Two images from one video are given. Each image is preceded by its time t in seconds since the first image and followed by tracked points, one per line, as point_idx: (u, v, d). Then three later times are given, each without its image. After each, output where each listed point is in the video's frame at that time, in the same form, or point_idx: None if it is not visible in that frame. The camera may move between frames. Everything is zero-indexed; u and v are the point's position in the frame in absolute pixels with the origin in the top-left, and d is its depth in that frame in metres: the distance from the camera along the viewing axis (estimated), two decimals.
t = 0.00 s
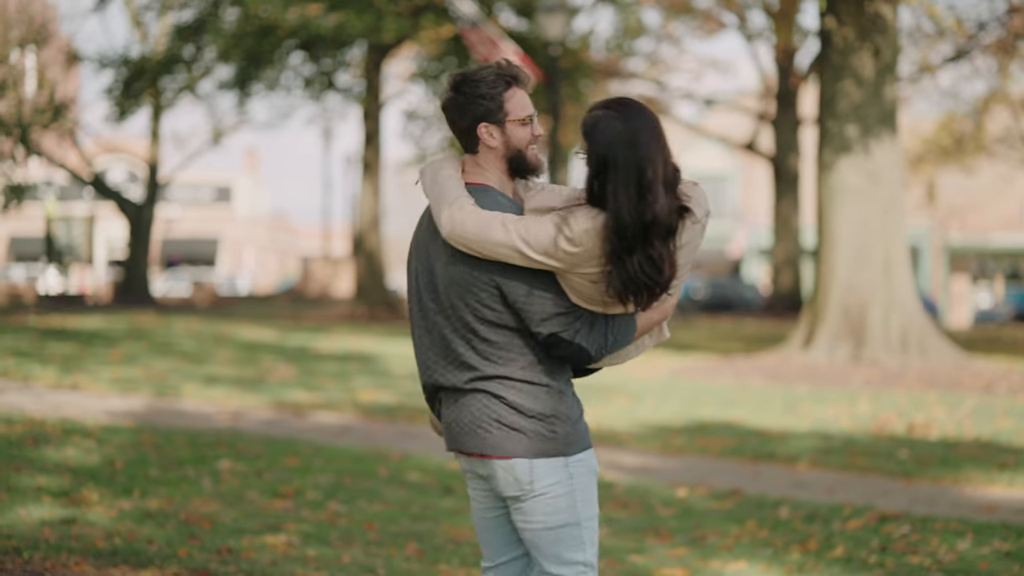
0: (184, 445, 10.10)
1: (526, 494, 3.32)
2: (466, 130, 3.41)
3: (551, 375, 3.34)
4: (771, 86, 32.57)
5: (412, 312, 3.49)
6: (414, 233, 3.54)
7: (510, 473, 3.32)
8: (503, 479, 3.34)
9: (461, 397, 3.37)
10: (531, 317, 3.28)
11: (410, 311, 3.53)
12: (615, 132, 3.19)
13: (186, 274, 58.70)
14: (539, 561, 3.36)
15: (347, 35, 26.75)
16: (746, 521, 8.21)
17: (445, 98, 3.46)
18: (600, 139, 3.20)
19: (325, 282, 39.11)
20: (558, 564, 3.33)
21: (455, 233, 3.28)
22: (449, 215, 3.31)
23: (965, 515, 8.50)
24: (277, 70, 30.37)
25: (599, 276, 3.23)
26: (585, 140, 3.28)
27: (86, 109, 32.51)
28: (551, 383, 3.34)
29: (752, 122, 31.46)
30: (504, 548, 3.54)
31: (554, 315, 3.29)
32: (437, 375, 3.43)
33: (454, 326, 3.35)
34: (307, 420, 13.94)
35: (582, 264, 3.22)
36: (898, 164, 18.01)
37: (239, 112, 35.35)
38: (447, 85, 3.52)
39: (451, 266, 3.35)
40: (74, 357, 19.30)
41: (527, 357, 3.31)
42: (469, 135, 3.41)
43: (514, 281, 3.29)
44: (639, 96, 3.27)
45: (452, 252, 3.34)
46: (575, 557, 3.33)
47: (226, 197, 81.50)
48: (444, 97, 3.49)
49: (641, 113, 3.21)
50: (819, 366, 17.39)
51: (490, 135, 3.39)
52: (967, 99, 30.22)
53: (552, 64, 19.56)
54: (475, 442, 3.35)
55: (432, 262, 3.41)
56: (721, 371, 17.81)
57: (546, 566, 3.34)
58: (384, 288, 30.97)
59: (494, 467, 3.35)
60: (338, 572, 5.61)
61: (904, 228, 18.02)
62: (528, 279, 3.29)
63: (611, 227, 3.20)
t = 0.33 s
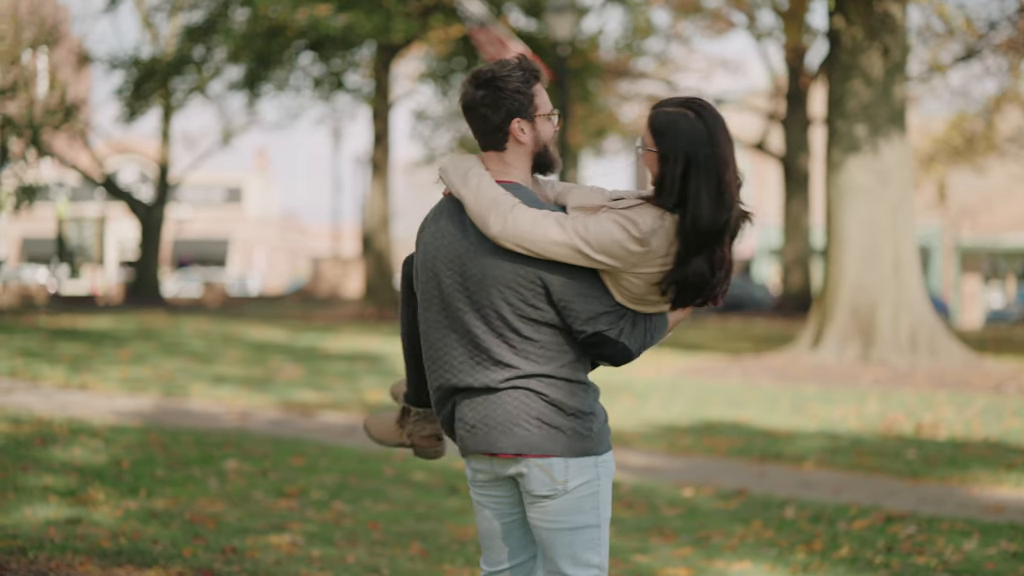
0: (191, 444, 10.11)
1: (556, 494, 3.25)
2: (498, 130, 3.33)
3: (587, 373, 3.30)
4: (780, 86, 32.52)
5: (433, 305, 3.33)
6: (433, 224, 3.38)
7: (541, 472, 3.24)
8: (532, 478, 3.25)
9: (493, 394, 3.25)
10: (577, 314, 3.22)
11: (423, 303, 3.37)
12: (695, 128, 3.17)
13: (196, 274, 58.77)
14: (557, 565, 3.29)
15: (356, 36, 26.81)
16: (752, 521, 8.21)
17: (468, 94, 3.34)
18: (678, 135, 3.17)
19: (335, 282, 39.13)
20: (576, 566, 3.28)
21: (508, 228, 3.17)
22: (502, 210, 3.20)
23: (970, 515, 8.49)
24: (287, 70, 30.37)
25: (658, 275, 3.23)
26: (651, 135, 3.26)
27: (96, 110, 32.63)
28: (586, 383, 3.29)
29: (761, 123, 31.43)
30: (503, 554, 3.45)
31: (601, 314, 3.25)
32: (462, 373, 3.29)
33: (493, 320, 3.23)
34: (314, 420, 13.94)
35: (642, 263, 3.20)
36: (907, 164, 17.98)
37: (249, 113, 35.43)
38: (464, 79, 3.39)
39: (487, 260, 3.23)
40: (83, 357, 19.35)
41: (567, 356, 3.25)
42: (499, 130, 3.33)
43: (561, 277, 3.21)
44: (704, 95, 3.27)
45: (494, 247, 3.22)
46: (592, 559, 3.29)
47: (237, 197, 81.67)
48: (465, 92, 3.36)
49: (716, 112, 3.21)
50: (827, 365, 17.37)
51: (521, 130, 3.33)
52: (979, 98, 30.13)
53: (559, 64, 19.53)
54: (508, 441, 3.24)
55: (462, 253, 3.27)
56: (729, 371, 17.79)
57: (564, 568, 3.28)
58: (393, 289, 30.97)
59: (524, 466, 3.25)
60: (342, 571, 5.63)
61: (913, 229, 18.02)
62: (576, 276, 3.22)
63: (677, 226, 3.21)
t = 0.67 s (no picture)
0: (200, 444, 10.12)
1: (581, 494, 3.25)
2: (538, 124, 3.27)
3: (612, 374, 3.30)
4: (792, 86, 32.48)
5: (459, 300, 3.24)
6: (458, 216, 3.28)
7: (569, 473, 3.23)
8: (558, 478, 3.24)
9: (527, 395, 3.21)
10: (619, 312, 3.21)
11: (447, 299, 3.27)
12: (763, 127, 3.22)
13: (207, 274, 58.77)
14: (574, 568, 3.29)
15: (366, 36, 26.85)
16: (759, 522, 8.19)
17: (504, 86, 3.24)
18: (746, 134, 3.21)
19: (347, 282, 39.16)
20: (590, 568, 3.29)
21: (565, 224, 3.12)
22: (556, 205, 3.15)
23: (979, 516, 8.47)
24: (298, 70, 30.45)
25: (705, 271, 3.28)
26: (706, 130, 3.28)
27: (108, 110, 32.70)
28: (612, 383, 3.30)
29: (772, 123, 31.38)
30: (506, 549, 3.44)
31: (642, 310, 3.25)
32: (491, 372, 3.22)
33: (534, 319, 3.18)
34: (322, 420, 13.93)
35: (695, 258, 3.24)
36: (918, 165, 17.95)
37: (260, 112, 35.46)
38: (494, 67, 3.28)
39: (533, 257, 3.17)
40: (92, 356, 19.36)
41: (600, 356, 3.24)
42: (540, 124, 3.27)
43: (607, 274, 3.20)
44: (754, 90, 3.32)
45: (538, 244, 3.17)
46: (603, 561, 3.30)
47: (248, 198, 81.83)
48: (498, 83, 3.26)
49: (773, 110, 3.27)
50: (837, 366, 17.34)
51: (558, 123, 3.30)
52: (991, 99, 30.05)
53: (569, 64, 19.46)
54: (541, 443, 3.20)
55: (500, 249, 3.20)
56: (739, 371, 17.77)
57: (579, 568, 3.28)
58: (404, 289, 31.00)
59: (553, 468, 3.24)
60: (348, 571, 5.63)
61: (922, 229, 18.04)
62: (620, 273, 3.22)
63: (732, 223, 3.27)
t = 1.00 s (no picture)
0: (210, 444, 10.12)
1: (602, 496, 3.28)
2: (573, 121, 3.28)
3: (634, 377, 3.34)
4: (804, 86, 32.42)
5: (491, 299, 3.21)
6: (490, 212, 3.24)
7: (594, 474, 3.26)
8: (583, 480, 3.26)
9: (559, 396, 3.20)
10: (653, 309, 3.26)
11: (477, 298, 3.23)
12: (799, 124, 3.33)
13: (220, 275, 58.81)
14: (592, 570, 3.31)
15: (376, 36, 26.85)
16: (768, 522, 8.18)
17: (543, 83, 3.23)
18: (786, 131, 3.30)
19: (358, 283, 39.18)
20: (605, 571, 3.31)
21: (615, 220, 3.14)
22: (606, 203, 3.17)
23: (989, 517, 8.45)
24: (309, 70, 30.48)
25: (735, 265, 3.33)
26: (739, 128, 3.37)
27: (120, 110, 32.75)
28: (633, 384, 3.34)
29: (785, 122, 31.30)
30: (509, 551, 3.42)
31: (673, 308, 3.31)
32: (523, 374, 3.19)
33: (572, 320, 3.18)
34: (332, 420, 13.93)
35: (731, 254, 3.29)
36: (928, 164, 17.91)
37: (271, 113, 35.52)
38: (524, 65, 3.26)
39: (574, 257, 3.17)
40: (103, 356, 19.40)
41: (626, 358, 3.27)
42: (571, 123, 3.27)
43: (643, 273, 3.24)
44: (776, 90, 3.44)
45: (580, 244, 3.18)
46: (615, 564, 3.32)
47: (261, 198, 81.84)
48: (531, 79, 3.24)
49: (800, 107, 3.39)
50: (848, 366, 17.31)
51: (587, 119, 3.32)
52: (1004, 99, 29.95)
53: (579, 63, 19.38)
54: (574, 445, 3.20)
55: (538, 247, 3.19)
56: (750, 372, 17.75)
57: (594, 570, 3.30)
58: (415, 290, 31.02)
59: (579, 469, 3.25)
60: (353, 570, 5.66)
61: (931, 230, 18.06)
62: (656, 270, 3.26)
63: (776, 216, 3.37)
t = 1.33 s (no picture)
0: (222, 444, 10.11)
1: (628, 497, 3.31)
2: (603, 119, 3.27)
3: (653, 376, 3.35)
4: (818, 85, 32.30)
5: (535, 299, 3.13)
6: (528, 209, 3.15)
7: (625, 475, 3.28)
8: (615, 480, 3.27)
9: (599, 395, 3.18)
10: (680, 309, 3.28)
11: (518, 298, 3.14)
12: (813, 123, 3.41)
13: (234, 275, 58.87)
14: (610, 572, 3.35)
15: (389, 35, 26.82)
16: (779, 522, 8.15)
17: (578, 81, 3.20)
18: (804, 131, 3.38)
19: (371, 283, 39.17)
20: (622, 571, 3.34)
21: (663, 223, 3.13)
22: (650, 203, 3.15)
23: (1002, 518, 8.40)
24: (322, 70, 30.49)
25: (751, 264, 3.38)
26: (755, 129, 3.40)
27: (134, 110, 32.80)
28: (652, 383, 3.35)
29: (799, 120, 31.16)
30: (525, 567, 3.35)
31: (693, 307, 3.33)
32: (565, 374, 3.14)
33: (611, 319, 3.16)
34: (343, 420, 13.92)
35: (752, 253, 3.33)
36: (942, 163, 17.83)
37: (285, 113, 35.55)
38: (557, 63, 3.21)
39: (617, 253, 3.14)
40: (116, 356, 19.41)
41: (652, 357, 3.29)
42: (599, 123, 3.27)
43: (676, 273, 3.24)
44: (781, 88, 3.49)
45: (624, 243, 3.14)
46: (629, 565, 3.36)
47: (275, 198, 81.89)
48: (567, 75, 3.20)
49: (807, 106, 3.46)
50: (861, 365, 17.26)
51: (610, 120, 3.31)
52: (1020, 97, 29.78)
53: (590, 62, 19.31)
54: (611, 444, 3.20)
55: (580, 248, 3.13)
56: (763, 371, 17.70)
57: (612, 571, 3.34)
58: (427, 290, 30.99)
59: (608, 470, 3.26)
60: (362, 569, 5.66)
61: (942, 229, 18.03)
62: (685, 270, 3.27)
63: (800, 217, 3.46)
